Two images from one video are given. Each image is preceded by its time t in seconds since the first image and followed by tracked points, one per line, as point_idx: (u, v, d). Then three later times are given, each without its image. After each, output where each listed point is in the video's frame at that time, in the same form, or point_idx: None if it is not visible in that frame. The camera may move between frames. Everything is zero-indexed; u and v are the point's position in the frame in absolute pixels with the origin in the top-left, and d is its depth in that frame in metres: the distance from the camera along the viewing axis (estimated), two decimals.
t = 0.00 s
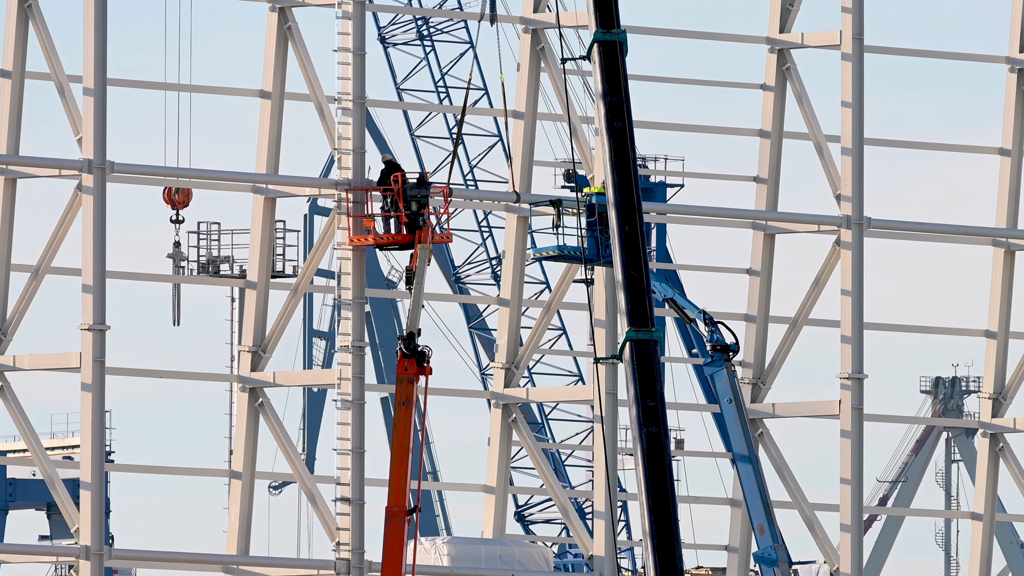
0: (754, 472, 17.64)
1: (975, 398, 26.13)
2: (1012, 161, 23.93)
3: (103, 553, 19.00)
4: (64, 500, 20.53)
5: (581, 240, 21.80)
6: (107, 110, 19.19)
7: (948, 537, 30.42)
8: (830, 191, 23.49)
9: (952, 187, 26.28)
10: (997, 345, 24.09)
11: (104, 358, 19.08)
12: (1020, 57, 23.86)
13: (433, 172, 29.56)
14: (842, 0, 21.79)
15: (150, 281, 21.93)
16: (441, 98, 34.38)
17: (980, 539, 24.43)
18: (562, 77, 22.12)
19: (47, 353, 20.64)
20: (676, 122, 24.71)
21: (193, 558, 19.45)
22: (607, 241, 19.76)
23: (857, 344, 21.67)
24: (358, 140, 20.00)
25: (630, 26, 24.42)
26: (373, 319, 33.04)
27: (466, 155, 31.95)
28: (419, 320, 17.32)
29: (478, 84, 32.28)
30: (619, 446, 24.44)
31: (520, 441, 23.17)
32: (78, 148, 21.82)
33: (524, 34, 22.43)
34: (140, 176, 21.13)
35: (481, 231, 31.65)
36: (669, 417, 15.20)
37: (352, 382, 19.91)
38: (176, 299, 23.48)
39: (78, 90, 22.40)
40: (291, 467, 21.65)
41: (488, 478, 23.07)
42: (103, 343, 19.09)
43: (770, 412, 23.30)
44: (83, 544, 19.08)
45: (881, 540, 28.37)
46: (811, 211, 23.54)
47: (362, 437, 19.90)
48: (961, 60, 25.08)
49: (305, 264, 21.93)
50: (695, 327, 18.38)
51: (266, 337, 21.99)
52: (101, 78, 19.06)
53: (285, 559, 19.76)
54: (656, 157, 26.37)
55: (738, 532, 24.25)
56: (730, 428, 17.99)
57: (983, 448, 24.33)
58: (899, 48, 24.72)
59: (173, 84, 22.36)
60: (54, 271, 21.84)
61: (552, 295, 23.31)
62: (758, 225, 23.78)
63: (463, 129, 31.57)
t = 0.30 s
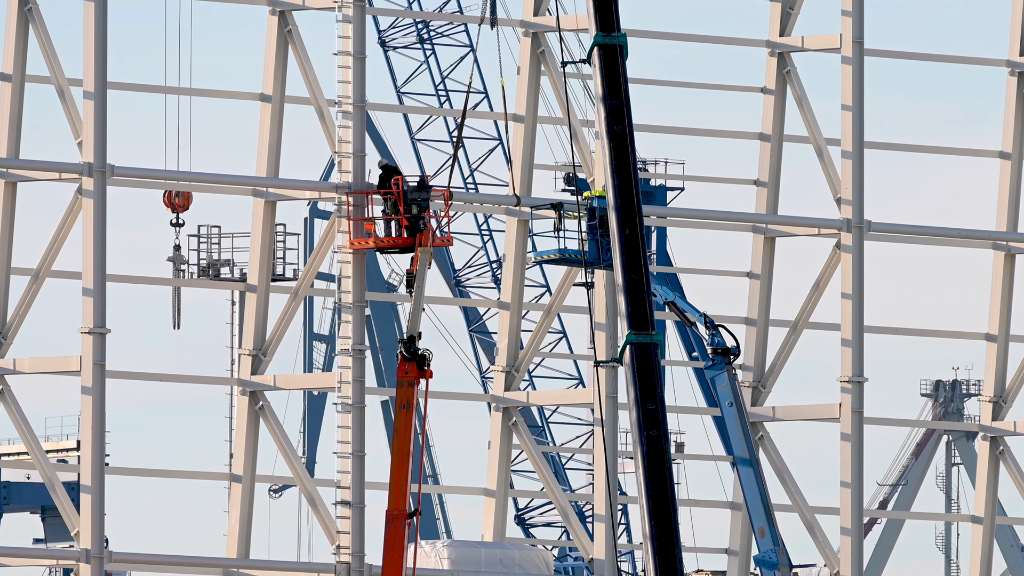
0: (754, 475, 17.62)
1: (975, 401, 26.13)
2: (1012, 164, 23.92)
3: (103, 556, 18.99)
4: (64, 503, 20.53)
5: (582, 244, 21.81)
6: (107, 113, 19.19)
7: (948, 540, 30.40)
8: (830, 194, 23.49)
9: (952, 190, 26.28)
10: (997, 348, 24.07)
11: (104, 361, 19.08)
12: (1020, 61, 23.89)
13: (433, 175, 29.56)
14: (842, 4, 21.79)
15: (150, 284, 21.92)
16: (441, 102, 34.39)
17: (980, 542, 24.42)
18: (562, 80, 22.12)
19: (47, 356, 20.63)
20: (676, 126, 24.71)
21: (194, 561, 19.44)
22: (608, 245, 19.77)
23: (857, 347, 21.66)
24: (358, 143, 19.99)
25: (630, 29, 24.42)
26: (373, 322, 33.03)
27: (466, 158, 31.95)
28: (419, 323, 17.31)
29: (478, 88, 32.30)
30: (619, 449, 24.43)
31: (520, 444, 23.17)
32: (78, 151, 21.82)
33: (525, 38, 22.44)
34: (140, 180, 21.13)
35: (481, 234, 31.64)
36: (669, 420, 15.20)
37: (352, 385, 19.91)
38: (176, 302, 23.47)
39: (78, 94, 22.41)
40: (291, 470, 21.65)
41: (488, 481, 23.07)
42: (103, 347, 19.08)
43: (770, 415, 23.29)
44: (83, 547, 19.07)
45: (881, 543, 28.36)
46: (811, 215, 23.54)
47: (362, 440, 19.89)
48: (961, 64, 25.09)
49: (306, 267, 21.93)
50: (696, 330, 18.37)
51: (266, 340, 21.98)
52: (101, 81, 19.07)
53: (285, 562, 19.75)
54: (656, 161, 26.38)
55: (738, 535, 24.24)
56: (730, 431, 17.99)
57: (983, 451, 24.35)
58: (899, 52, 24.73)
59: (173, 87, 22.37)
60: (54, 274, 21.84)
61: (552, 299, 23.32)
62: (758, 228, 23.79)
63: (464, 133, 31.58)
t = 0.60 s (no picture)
0: (755, 477, 17.61)
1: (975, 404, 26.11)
2: (1012, 166, 23.91)
3: (104, 558, 18.99)
4: (64, 505, 20.52)
5: (582, 246, 21.83)
6: (108, 116, 19.20)
7: (949, 542, 30.38)
8: (830, 196, 23.49)
9: (952, 193, 26.28)
10: (997, 350, 24.06)
11: (104, 364, 19.08)
12: (1020, 63, 23.89)
13: (434, 178, 29.56)
14: (842, 6, 21.79)
15: (151, 286, 21.93)
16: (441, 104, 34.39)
17: (980, 544, 24.42)
18: (562, 82, 22.13)
19: (47, 359, 20.63)
20: (676, 128, 24.72)
21: (194, 563, 19.44)
22: (608, 246, 19.77)
23: (857, 349, 21.66)
24: (358, 145, 20.00)
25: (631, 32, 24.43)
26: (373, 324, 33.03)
27: (466, 160, 31.97)
28: (420, 326, 17.30)
29: (478, 90, 32.30)
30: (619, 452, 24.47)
31: (520, 446, 23.15)
32: (78, 153, 21.82)
33: (525, 40, 22.45)
34: (140, 182, 21.13)
35: (481, 236, 31.64)
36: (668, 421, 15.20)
37: (352, 388, 19.92)
38: (176, 304, 23.47)
39: (79, 96, 22.41)
40: (291, 472, 21.64)
41: (488, 484, 23.07)
42: (103, 349, 19.08)
43: (770, 417, 23.27)
44: (83, 549, 19.06)
45: (881, 546, 28.37)
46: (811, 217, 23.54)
47: (362, 443, 19.87)
48: (961, 66, 25.08)
49: (306, 270, 21.92)
50: (696, 333, 18.37)
51: (266, 343, 21.98)
52: (101, 84, 19.07)
53: (285, 564, 19.75)
54: (656, 163, 26.39)
55: (738, 538, 24.24)
56: (730, 433, 18.00)
57: (984, 454, 24.36)
58: (899, 54, 24.73)
59: (173, 90, 22.38)
60: (54, 277, 21.83)
61: (552, 301, 23.31)
62: (758, 231, 23.79)
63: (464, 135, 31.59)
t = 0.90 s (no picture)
0: (755, 477, 17.61)
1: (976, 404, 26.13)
2: (1013, 167, 23.92)
3: (104, 559, 18.98)
4: (65, 506, 20.51)
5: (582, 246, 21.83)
6: (108, 116, 19.21)
7: (949, 542, 30.38)
8: (830, 197, 23.49)
9: (953, 194, 26.27)
10: (997, 351, 24.06)
11: (105, 364, 19.08)
12: (1020, 64, 23.89)
13: (434, 178, 29.57)
14: (842, 6, 21.80)
15: (151, 287, 21.93)
16: (441, 104, 34.39)
17: (980, 545, 24.41)
18: (562, 83, 22.14)
19: (47, 359, 20.63)
20: (676, 128, 24.72)
21: (195, 564, 19.44)
22: (608, 247, 19.76)
23: (857, 350, 21.67)
24: (359, 146, 20.01)
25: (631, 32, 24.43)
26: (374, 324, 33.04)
27: (467, 161, 31.98)
28: (420, 327, 17.30)
29: (478, 90, 32.29)
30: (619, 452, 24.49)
31: (520, 447, 23.16)
32: (78, 154, 21.81)
33: (525, 40, 22.45)
34: (140, 183, 21.13)
35: (481, 236, 31.64)
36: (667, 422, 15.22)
37: (353, 388, 19.93)
38: (176, 304, 23.48)
39: (79, 96, 22.41)
40: (292, 472, 21.64)
41: (488, 484, 23.07)
42: (103, 349, 19.08)
43: (771, 418, 23.27)
44: (83, 550, 19.06)
45: (881, 546, 28.36)
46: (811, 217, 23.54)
47: (362, 443, 19.88)
48: (961, 66, 25.09)
49: (306, 270, 21.92)
50: (696, 333, 18.38)
51: (266, 343, 21.98)
52: (101, 84, 19.06)
53: (286, 565, 19.74)
54: (656, 164, 26.40)
55: (738, 538, 24.23)
56: (730, 433, 17.99)
57: (984, 454, 24.36)
58: (899, 54, 24.73)
59: (173, 90, 22.38)
60: (54, 277, 21.83)
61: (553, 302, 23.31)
62: (758, 231, 23.79)
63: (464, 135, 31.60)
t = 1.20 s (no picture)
0: (755, 476, 17.61)
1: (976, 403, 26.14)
2: (1013, 166, 23.93)
3: (105, 557, 18.98)
4: (65, 504, 20.51)
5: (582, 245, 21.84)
6: (108, 115, 19.21)
7: (948, 541, 30.38)
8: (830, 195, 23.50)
9: (954, 193, 26.27)
10: (997, 349, 24.07)
11: (105, 362, 19.09)
12: (1020, 63, 23.89)
13: (434, 177, 29.57)
14: (842, 5, 21.79)
15: (151, 285, 21.93)
16: (442, 103, 34.40)
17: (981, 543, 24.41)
18: (563, 81, 22.14)
19: (48, 358, 20.62)
20: (676, 127, 24.72)
21: (195, 562, 19.43)
22: (608, 246, 19.76)
23: (857, 348, 21.68)
24: (359, 145, 20.02)
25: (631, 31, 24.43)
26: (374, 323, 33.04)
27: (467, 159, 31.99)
28: (420, 325, 17.29)
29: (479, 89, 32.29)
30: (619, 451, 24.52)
31: (520, 446, 23.16)
32: (79, 152, 21.80)
33: (525, 39, 22.45)
34: (140, 181, 21.13)
35: (482, 235, 31.65)
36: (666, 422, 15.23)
37: (353, 387, 19.93)
38: (177, 303, 23.48)
39: (79, 95, 22.41)
40: (292, 471, 21.65)
41: (489, 483, 23.08)
42: (104, 348, 19.09)
43: (771, 417, 23.26)
44: (83, 548, 19.06)
45: (882, 545, 28.36)
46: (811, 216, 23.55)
47: (363, 442, 19.89)
48: (961, 65, 25.09)
49: (306, 269, 21.92)
50: (695, 331, 18.39)
51: (267, 342, 21.98)
52: (101, 83, 19.06)
53: (286, 563, 19.74)
54: (656, 162, 26.40)
55: (739, 537, 24.22)
56: (730, 432, 17.99)
57: (984, 453, 24.36)
58: (900, 53, 24.73)
59: (173, 88, 22.38)
60: (55, 276, 21.84)
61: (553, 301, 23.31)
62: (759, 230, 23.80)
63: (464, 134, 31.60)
